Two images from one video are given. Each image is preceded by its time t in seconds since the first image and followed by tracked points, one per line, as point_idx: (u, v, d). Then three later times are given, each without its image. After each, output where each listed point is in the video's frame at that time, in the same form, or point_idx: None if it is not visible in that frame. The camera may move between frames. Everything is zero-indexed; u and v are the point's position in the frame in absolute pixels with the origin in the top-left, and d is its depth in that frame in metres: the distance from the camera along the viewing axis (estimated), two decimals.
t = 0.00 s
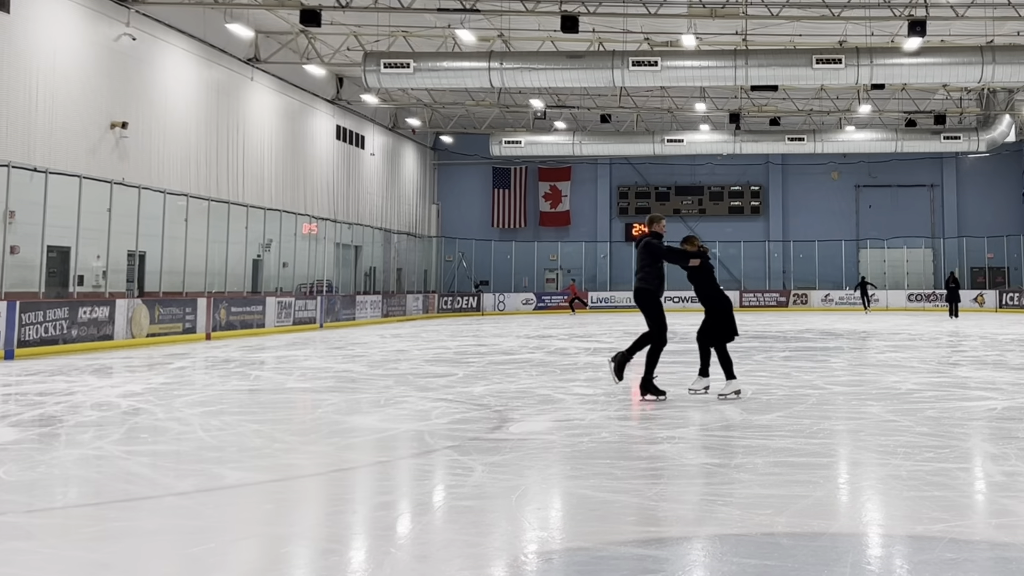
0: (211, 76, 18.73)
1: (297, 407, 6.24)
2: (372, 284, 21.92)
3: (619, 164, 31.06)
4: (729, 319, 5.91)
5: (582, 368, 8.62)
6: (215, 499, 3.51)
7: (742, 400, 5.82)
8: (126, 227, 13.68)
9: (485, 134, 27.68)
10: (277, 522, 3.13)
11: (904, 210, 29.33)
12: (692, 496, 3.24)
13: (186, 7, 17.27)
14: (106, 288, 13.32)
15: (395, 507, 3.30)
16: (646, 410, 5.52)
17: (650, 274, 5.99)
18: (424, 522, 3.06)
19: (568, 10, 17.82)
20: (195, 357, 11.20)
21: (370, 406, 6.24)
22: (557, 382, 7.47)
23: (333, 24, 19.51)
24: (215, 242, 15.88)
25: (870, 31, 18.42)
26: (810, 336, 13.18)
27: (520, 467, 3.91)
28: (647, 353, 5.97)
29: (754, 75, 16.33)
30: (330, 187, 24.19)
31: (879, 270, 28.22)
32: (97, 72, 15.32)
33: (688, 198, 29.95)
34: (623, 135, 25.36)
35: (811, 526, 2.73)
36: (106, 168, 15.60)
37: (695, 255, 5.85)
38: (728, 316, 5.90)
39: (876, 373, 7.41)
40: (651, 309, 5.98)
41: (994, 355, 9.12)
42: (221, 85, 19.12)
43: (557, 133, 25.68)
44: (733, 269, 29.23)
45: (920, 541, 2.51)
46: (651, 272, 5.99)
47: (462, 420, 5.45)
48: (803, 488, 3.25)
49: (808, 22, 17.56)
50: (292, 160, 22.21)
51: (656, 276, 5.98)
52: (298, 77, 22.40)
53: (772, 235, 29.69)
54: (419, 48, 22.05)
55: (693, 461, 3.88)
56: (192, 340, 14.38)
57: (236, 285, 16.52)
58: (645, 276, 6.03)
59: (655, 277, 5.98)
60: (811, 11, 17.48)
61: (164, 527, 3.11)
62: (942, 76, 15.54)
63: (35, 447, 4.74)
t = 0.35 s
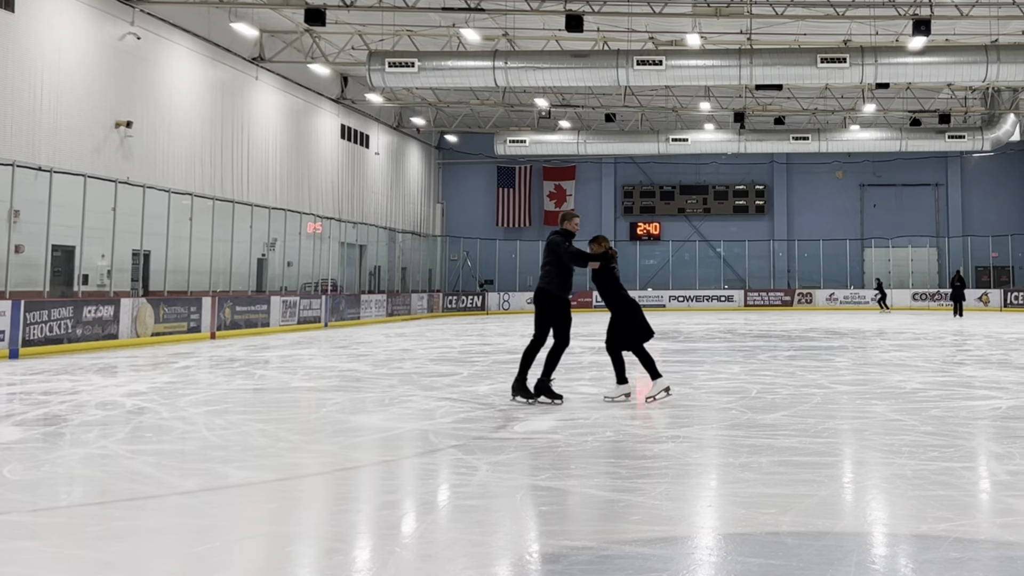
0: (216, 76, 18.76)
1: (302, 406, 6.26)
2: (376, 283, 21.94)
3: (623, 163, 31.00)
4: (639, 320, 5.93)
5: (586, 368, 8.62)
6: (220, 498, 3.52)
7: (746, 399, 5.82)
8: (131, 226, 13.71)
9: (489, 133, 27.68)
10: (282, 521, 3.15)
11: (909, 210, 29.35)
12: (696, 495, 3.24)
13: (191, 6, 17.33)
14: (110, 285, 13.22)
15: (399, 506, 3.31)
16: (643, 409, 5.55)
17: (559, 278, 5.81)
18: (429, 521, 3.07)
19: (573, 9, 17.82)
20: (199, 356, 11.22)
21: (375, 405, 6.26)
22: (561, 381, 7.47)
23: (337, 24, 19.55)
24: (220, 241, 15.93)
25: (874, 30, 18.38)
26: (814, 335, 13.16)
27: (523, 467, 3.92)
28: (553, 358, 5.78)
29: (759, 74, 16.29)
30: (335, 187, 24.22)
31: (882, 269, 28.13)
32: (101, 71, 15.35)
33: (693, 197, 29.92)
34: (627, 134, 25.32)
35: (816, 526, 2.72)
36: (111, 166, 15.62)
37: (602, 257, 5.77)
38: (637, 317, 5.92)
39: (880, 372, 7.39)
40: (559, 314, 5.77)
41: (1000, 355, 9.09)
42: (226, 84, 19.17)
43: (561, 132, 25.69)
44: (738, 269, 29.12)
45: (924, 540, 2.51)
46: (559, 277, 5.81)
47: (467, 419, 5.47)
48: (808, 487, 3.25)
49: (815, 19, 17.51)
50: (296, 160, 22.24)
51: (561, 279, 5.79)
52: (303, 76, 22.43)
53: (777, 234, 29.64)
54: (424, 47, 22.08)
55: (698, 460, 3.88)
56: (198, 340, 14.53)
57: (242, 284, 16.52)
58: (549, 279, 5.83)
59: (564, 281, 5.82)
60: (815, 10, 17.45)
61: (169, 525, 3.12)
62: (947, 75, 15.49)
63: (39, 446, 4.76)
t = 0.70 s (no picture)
0: (198, 76, 18.57)
1: (286, 406, 6.21)
2: (359, 283, 21.81)
3: (606, 163, 31.07)
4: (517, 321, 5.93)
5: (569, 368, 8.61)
6: (203, 498, 3.47)
7: (729, 399, 5.84)
8: (113, 226, 13.55)
9: (473, 133, 27.63)
10: (266, 520, 3.11)
11: (892, 210, 29.62)
12: (679, 495, 3.24)
13: (174, 6, 17.13)
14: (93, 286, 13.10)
15: (382, 506, 3.28)
16: (631, 410, 5.52)
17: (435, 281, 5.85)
18: (412, 521, 3.04)
19: (556, 8, 17.84)
20: (181, 356, 11.08)
21: (358, 405, 6.22)
22: (545, 381, 7.46)
23: (320, 24, 19.46)
24: (202, 241, 15.77)
25: (855, 30, 18.56)
26: (796, 334, 13.27)
27: (506, 467, 3.89)
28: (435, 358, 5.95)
29: (742, 74, 16.40)
30: (317, 187, 24.07)
31: (866, 268, 28.51)
32: (84, 71, 15.13)
33: (675, 197, 30.06)
34: (609, 134, 25.37)
35: (799, 526, 2.73)
36: (93, 167, 15.40)
37: (476, 258, 5.85)
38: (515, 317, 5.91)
39: (861, 372, 7.45)
40: (436, 316, 5.88)
41: (977, 355, 9.21)
42: (209, 84, 18.98)
43: (543, 132, 25.69)
44: (719, 268, 29.33)
45: (907, 541, 2.52)
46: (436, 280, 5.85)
47: (450, 419, 5.44)
48: (791, 487, 3.26)
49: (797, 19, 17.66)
50: (279, 159, 22.05)
51: (437, 283, 5.84)
52: (285, 76, 22.25)
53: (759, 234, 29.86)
54: (406, 47, 22.00)
55: (681, 460, 3.88)
56: (181, 339, 14.29)
57: (224, 284, 16.42)
58: (425, 283, 5.88)
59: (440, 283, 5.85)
60: (797, 11, 17.60)
61: (152, 525, 3.07)
62: (927, 76, 15.67)
63: (21, 446, 4.67)
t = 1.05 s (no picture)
0: (181, 76, 18.37)
1: (268, 405, 6.15)
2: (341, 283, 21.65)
3: (588, 163, 31.11)
4: (392, 321, 5.69)
5: (552, 368, 8.60)
6: (185, 498, 3.42)
7: (711, 399, 5.86)
8: (95, 226, 13.37)
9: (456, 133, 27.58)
10: (248, 521, 3.06)
11: (874, 211, 29.89)
12: (662, 495, 3.24)
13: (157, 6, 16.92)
14: (76, 286, 12.85)
15: (365, 506, 3.25)
16: (614, 410, 5.51)
17: (315, 283, 5.79)
18: (394, 521, 3.01)
19: (539, 8, 17.85)
20: (163, 356, 10.92)
21: (341, 404, 6.16)
22: (528, 381, 7.44)
23: (302, 24, 19.35)
24: (184, 241, 15.58)
25: (838, 30, 18.73)
26: (778, 334, 13.37)
27: (489, 467, 3.87)
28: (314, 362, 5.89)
29: (724, 74, 16.48)
30: (300, 187, 23.89)
31: (848, 269, 28.95)
32: (65, 71, 14.92)
33: (658, 196, 30.11)
34: (591, 134, 25.43)
35: (781, 526, 2.73)
36: (75, 167, 15.19)
37: (352, 256, 5.70)
38: (388, 318, 5.67)
39: (843, 372, 7.50)
40: (322, 320, 5.85)
41: (958, 355, 9.33)
42: (192, 84, 18.78)
43: (525, 132, 25.71)
44: (702, 268, 29.76)
45: (889, 541, 2.53)
46: (317, 282, 5.80)
47: (432, 419, 5.40)
48: (773, 487, 3.27)
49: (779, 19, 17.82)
50: (261, 159, 21.86)
51: (319, 285, 5.79)
52: (268, 76, 22.07)
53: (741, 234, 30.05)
54: (389, 47, 21.92)
55: (663, 459, 3.88)
56: (163, 339, 14.05)
57: (206, 284, 16.27)
58: (308, 286, 5.83)
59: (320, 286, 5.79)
60: (780, 11, 17.73)
61: (133, 525, 3.01)
62: (908, 76, 15.84)
63: (2, 446, 4.58)
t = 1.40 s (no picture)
0: (163, 75, 18.15)
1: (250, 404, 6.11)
2: (323, 283, 21.47)
3: (571, 163, 31.16)
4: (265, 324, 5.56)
5: (535, 367, 8.58)
6: (167, 499, 3.36)
7: (694, 399, 5.88)
8: (78, 225, 13.20)
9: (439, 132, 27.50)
10: (230, 521, 3.02)
11: (857, 211, 30.14)
12: (644, 495, 3.23)
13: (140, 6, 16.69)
14: (59, 286, 12.62)
15: (347, 506, 3.21)
16: (597, 410, 5.51)
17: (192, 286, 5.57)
18: (376, 521, 2.97)
19: (521, 8, 17.87)
20: (144, 356, 10.77)
21: (324, 404, 6.13)
22: (511, 381, 7.42)
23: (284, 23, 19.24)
24: (167, 241, 15.50)
25: (821, 30, 18.88)
26: (760, 334, 13.47)
27: (472, 467, 3.85)
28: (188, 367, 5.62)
29: (706, 73, 16.57)
30: (282, 188, 23.69)
31: (831, 270, 28.91)
32: (48, 71, 14.71)
33: (640, 196, 30.27)
34: (572, 134, 25.45)
35: (764, 526, 2.74)
36: (57, 167, 14.99)
37: (227, 256, 5.55)
38: (261, 321, 5.55)
39: (826, 372, 7.56)
40: (200, 322, 5.63)
41: (939, 355, 9.43)
42: (174, 84, 18.56)
43: (508, 132, 25.71)
44: (685, 268, 29.81)
45: (872, 540, 2.54)
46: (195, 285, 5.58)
47: (414, 419, 5.37)
48: (757, 487, 3.28)
49: (761, 19, 17.94)
50: (243, 159, 21.65)
51: (198, 286, 5.58)
52: (250, 76, 21.86)
53: (724, 234, 30.23)
54: (372, 47, 21.83)
55: (646, 459, 3.88)
56: (145, 340, 13.89)
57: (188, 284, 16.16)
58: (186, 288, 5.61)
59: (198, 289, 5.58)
60: (763, 11, 17.86)
61: (115, 526, 2.96)
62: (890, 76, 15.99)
63: None
